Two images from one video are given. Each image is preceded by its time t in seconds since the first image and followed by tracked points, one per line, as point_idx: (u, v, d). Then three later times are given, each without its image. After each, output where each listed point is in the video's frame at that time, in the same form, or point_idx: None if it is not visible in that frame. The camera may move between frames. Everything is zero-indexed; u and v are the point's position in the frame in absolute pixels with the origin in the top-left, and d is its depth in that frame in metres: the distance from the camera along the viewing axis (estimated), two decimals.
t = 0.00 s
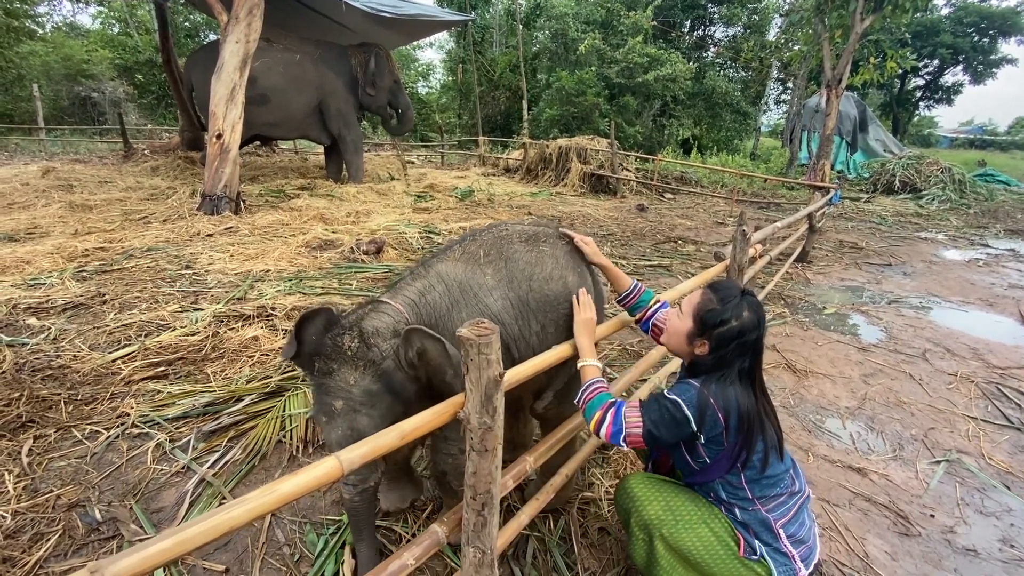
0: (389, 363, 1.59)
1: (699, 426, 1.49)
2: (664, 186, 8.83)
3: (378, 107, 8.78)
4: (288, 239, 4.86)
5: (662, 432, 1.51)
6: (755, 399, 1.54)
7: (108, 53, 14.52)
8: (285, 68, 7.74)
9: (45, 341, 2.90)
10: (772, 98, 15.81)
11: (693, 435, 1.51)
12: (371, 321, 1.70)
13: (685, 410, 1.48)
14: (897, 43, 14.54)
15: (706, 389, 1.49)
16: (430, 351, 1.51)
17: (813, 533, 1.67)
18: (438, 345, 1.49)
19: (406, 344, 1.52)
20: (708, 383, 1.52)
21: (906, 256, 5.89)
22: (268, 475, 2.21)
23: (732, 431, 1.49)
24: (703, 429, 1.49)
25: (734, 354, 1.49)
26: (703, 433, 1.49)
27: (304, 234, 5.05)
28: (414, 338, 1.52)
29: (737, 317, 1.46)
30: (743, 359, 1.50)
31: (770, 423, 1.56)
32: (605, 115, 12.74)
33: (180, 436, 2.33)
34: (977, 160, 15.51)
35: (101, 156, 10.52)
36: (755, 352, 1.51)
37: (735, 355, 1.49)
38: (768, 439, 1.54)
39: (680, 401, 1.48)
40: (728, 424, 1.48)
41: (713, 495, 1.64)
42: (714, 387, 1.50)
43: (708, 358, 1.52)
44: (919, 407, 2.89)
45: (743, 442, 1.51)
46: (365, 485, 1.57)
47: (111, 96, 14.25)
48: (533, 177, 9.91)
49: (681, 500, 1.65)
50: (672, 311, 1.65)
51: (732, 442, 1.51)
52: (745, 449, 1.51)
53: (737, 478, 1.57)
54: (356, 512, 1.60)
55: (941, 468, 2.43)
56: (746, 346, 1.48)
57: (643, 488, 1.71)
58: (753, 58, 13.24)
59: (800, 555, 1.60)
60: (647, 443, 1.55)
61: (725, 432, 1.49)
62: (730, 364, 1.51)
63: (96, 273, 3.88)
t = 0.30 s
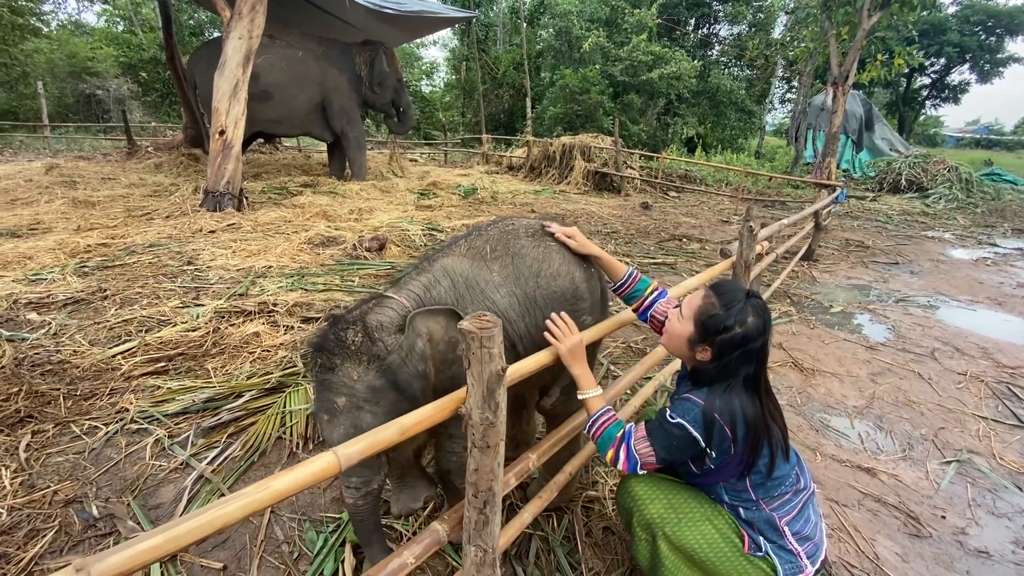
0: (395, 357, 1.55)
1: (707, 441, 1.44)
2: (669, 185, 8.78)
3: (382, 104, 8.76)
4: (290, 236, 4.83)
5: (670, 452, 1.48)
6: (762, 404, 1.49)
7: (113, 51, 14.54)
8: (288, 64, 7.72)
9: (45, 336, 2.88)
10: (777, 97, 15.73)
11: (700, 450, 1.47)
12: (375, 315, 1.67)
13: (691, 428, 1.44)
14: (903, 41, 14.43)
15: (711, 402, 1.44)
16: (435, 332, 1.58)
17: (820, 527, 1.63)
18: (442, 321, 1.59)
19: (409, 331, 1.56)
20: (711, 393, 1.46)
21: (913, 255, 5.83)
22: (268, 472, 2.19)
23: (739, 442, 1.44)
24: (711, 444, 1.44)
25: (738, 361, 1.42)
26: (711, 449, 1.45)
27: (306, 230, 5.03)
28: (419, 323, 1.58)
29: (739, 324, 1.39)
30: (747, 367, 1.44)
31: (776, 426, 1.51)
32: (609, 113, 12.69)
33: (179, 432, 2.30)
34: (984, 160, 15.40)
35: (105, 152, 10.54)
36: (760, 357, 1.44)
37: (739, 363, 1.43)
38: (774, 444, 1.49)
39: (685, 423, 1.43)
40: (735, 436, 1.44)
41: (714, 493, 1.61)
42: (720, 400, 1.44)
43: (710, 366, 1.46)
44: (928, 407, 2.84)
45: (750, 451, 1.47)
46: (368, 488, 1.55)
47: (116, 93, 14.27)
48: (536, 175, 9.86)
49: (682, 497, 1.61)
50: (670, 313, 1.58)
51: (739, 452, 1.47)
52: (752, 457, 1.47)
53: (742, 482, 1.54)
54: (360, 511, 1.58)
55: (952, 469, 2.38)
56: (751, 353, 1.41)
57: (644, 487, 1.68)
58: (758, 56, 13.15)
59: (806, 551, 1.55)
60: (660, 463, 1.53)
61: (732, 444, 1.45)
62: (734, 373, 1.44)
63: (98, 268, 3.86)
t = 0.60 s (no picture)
0: (415, 352, 1.54)
1: (710, 462, 1.40)
2: (673, 184, 8.73)
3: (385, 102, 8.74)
4: (293, 233, 4.81)
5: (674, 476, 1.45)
6: (767, 418, 1.42)
7: (117, 49, 14.57)
8: (291, 61, 7.69)
9: (46, 333, 2.86)
10: (782, 97, 15.69)
11: (703, 470, 1.43)
12: (391, 309, 1.63)
13: (694, 452, 1.40)
14: (909, 40, 14.34)
15: (711, 423, 1.39)
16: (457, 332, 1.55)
17: (828, 527, 1.59)
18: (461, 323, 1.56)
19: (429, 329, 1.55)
20: (711, 413, 1.41)
21: (920, 255, 5.77)
22: (268, 470, 2.16)
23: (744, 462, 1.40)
24: (714, 466, 1.40)
25: (738, 378, 1.36)
26: (716, 470, 1.41)
27: (308, 228, 5.00)
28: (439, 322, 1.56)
29: (737, 340, 1.33)
30: (748, 383, 1.37)
31: (783, 436, 1.45)
32: (612, 112, 12.67)
33: (179, 429, 2.28)
34: (991, 160, 15.31)
35: (109, 150, 10.55)
36: (762, 371, 1.37)
37: (739, 381, 1.37)
38: (779, 456, 1.44)
39: (686, 449, 1.40)
40: (739, 455, 1.39)
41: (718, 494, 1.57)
42: (721, 420, 1.39)
43: (710, 381, 1.41)
44: (938, 408, 2.80)
45: (754, 466, 1.42)
46: (384, 489, 1.49)
47: (120, 91, 14.30)
48: (539, 174, 9.83)
49: (686, 496, 1.57)
50: (668, 325, 1.53)
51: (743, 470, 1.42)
52: (756, 473, 1.42)
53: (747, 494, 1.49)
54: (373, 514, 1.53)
55: (963, 471, 2.34)
56: (752, 369, 1.35)
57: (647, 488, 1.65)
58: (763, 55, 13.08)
59: (813, 552, 1.51)
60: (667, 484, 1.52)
61: (735, 462, 1.40)
62: (735, 391, 1.39)
63: (100, 265, 3.85)
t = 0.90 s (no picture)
0: (430, 353, 1.52)
1: (700, 477, 1.40)
2: (676, 184, 8.71)
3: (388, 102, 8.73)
4: (295, 233, 4.80)
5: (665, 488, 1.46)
6: (762, 435, 1.38)
7: (121, 48, 14.60)
8: (294, 61, 7.68)
9: (48, 331, 2.85)
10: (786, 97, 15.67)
11: (694, 485, 1.43)
12: (405, 309, 1.60)
13: (683, 469, 1.40)
14: (915, 41, 14.28)
15: (704, 440, 1.37)
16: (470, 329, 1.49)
17: (831, 530, 1.55)
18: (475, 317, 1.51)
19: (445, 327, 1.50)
20: (703, 430, 1.39)
21: (926, 257, 5.74)
22: (269, 471, 2.15)
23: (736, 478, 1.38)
24: (705, 481, 1.40)
25: (732, 397, 1.33)
26: (707, 485, 1.41)
27: (311, 228, 4.99)
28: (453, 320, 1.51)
29: (728, 360, 1.30)
30: (743, 402, 1.34)
31: (781, 448, 1.42)
32: (615, 112, 12.65)
33: (180, 428, 2.27)
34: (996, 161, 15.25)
35: (112, 150, 10.56)
36: (757, 389, 1.34)
37: (732, 400, 1.34)
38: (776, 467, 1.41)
39: (677, 465, 1.39)
40: (731, 471, 1.38)
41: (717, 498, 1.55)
42: (712, 438, 1.37)
43: (702, 399, 1.38)
44: (945, 411, 2.77)
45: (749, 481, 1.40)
46: (399, 493, 1.48)
47: (124, 91, 14.34)
48: (542, 174, 9.81)
49: (685, 501, 1.56)
50: (659, 338, 1.50)
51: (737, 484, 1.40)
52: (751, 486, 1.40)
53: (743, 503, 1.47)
54: (382, 518, 1.50)
55: (971, 475, 2.32)
56: (746, 388, 1.32)
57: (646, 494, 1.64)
58: (767, 55, 13.04)
59: (815, 556, 1.49)
60: (662, 494, 1.53)
61: (727, 477, 1.39)
62: (728, 411, 1.36)
63: (102, 264, 3.84)
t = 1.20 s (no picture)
0: (439, 350, 1.53)
1: (696, 482, 1.39)
2: (677, 185, 8.70)
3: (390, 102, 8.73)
4: (296, 233, 4.79)
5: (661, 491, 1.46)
6: (761, 442, 1.36)
7: (123, 48, 14.62)
8: (296, 60, 7.67)
9: (49, 331, 2.85)
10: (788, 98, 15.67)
11: (691, 489, 1.42)
12: (411, 307, 1.61)
13: (680, 474, 1.39)
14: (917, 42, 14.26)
15: (700, 448, 1.37)
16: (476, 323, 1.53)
17: (833, 531, 1.54)
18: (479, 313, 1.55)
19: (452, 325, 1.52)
20: (700, 436, 1.38)
21: (928, 258, 5.73)
22: (269, 471, 2.14)
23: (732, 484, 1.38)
24: (701, 486, 1.39)
25: (729, 406, 1.32)
26: (703, 489, 1.41)
27: (312, 228, 4.98)
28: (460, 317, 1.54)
29: (725, 370, 1.29)
30: (740, 411, 1.33)
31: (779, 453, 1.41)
32: (617, 113, 12.65)
33: (180, 429, 2.26)
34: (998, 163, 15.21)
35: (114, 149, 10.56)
36: (754, 398, 1.33)
37: (729, 410, 1.33)
38: (774, 472, 1.40)
39: (673, 470, 1.39)
40: (728, 478, 1.37)
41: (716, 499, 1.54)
42: (709, 445, 1.36)
43: (699, 407, 1.37)
44: (948, 413, 2.76)
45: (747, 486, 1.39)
46: (410, 492, 1.47)
47: (126, 91, 14.37)
48: (544, 174, 9.80)
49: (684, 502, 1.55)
50: (657, 345, 1.49)
51: (734, 489, 1.40)
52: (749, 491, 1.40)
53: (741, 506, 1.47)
54: (392, 519, 1.50)
55: (976, 478, 2.31)
56: (743, 397, 1.31)
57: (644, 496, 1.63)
58: (769, 55, 13.03)
59: (816, 558, 1.48)
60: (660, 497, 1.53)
61: (723, 483, 1.39)
62: (725, 419, 1.34)
63: (103, 264, 3.83)
